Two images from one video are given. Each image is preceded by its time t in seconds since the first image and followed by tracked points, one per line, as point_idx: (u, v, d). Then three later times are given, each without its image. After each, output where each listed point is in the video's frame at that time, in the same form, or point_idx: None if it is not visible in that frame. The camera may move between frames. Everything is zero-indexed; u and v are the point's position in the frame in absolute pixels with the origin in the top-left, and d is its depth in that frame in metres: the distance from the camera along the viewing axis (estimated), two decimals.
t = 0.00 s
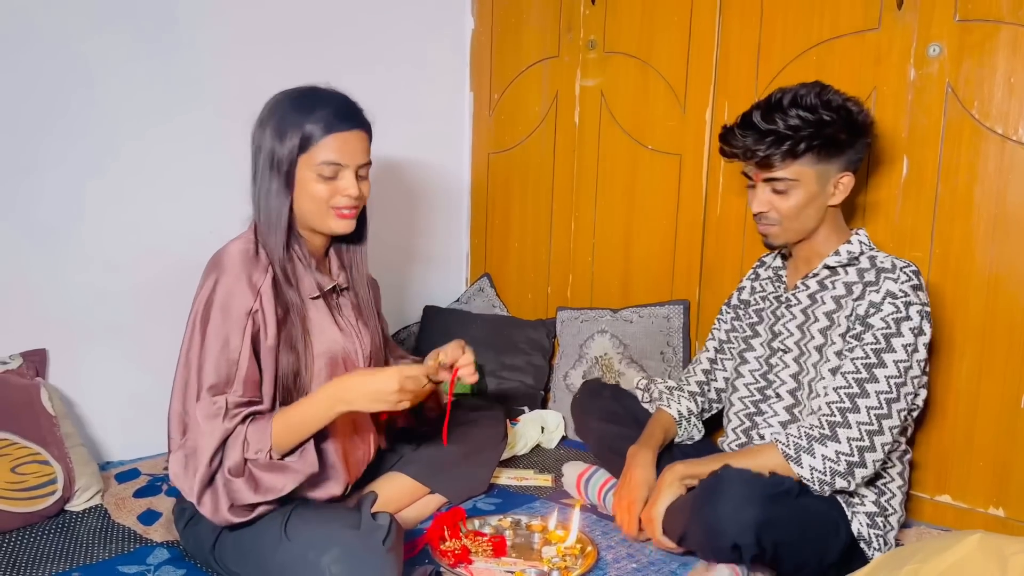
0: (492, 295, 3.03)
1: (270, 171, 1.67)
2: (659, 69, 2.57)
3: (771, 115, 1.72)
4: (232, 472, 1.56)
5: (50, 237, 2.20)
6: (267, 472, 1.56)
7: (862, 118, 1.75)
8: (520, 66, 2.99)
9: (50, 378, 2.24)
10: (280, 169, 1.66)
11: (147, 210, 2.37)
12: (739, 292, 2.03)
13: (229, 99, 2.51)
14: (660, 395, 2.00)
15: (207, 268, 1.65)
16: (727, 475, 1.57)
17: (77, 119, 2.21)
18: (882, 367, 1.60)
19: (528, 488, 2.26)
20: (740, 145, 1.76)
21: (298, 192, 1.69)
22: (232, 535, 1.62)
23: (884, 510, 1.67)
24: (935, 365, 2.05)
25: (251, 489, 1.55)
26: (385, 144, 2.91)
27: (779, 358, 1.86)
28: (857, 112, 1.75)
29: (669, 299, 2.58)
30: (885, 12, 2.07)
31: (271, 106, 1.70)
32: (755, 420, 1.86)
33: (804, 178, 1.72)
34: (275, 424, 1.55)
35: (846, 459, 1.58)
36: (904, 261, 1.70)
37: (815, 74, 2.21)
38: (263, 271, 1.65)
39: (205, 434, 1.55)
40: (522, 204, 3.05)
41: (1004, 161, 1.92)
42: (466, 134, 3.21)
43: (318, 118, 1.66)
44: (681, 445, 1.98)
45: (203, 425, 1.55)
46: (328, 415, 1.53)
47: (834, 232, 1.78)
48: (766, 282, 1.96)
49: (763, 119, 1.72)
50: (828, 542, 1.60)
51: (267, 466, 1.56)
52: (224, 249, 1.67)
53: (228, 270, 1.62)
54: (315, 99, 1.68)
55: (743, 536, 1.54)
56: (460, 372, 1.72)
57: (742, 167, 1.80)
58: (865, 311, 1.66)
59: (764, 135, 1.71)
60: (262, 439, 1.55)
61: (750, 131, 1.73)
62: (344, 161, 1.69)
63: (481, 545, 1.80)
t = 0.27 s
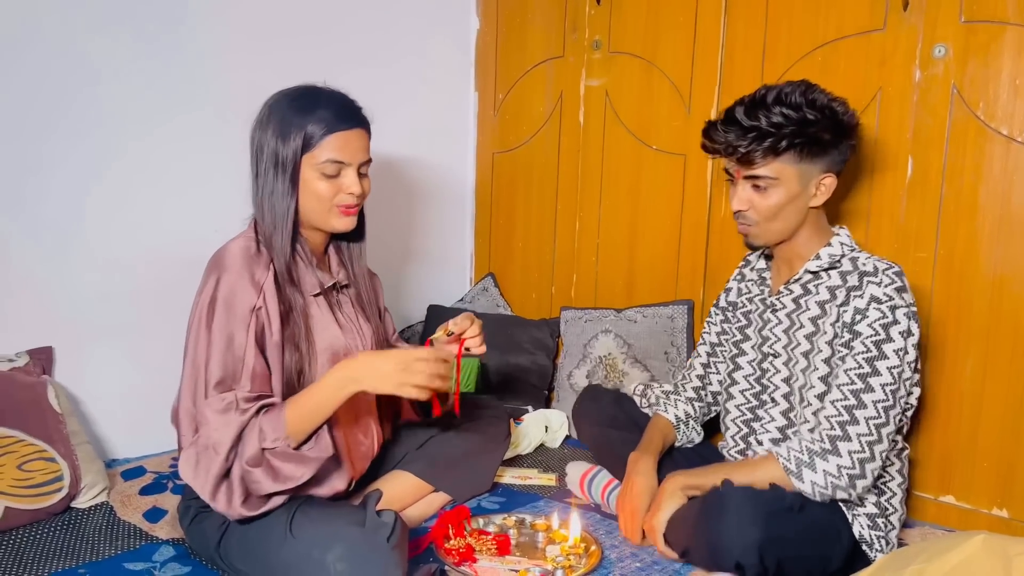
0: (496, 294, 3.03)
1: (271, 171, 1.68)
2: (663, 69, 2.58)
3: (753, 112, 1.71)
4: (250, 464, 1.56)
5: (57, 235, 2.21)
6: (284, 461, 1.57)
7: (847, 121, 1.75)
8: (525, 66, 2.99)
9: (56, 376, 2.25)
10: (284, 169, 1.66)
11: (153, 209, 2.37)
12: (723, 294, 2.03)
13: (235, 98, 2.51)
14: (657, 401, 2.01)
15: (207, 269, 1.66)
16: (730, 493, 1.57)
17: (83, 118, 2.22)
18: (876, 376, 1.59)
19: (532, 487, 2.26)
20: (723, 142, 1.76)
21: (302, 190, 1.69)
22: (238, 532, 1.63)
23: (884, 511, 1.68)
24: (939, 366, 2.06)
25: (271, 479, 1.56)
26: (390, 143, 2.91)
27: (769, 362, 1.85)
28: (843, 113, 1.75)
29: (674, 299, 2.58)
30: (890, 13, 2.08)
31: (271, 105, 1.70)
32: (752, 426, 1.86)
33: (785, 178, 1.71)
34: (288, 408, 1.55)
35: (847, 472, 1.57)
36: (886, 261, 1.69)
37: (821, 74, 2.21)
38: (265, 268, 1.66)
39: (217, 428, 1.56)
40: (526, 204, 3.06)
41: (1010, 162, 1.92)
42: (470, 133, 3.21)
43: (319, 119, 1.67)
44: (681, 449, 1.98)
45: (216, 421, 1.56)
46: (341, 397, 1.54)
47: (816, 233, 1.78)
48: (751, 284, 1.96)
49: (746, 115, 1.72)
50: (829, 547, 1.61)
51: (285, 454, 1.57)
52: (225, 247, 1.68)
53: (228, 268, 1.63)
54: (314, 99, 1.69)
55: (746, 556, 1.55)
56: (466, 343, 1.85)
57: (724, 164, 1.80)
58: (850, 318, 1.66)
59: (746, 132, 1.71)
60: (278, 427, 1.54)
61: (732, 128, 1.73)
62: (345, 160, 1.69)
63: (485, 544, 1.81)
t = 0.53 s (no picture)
0: (499, 293, 3.03)
1: (266, 168, 1.68)
2: (667, 66, 2.57)
3: (726, 107, 1.71)
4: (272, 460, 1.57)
5: (60, 232, 2.21)
6: (306, 454, 1.58)
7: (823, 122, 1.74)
8: (529, 64, 2.99)
9: (59, 373, 2.25)
10: (281, 166, 1.66)
11: (156, 206, 2.37)
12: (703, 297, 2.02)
13: (239, 95, 2.51)
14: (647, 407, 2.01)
15: (205, 270, 1.65)
16: (727, 519, 1.54)
17: (87, 115, 2.22)
18: (863, 388, 1.56)
19: (534, 486, 2.26)
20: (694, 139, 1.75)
21: (298, 187, 1.69)
22: (238, 531, 1.62)
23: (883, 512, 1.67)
24: (944, 366, 2.05)
25: (296, 472, 1.57)
26: (392, 142, 2.91)
27: (752, 369, 1.82)
28: (817, 113, 1.74)
29: (677, 298, 2.57)
30: (896, 12, 2.07)
31: (266, 103, 1.70)
32: (743, 433, 1.85)
33: (756, 177, 1.70)
34: (304, 402, 1.55)
35: (845, 488, 1.57)
36: (861, 264, 1.65)
37: (826, 73, 2.21)
38: (264, 265, 1.66)
39: (230, 425, 1.55)
40: (528, 203, 3.05)
41: (1016, 162, 1.91)
42: (474, 131, 3.21)
43: (314, 115, 1.66)
44: (677, 450, 1.98)
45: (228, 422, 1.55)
46: (356, 383, 1.57)
47: (789, 235, 1.76)
48: (726, 288, 1.95)
49: (718, 111, 1.71)
50: (830, 560, 1.60)
51: (306, 448, 1.57)
52: (223, 245, 1.67)
53: (227, 268, 1.63)
54: (308, 96, 1.69)
55: None
56: (465, 334, 1.82)
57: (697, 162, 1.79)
58: (829, 329, 1.61)
59: (718, 128, 1.70)
60: (297, 420, 1.55)
61: (704, 124, 1.72)
62: (342, 155, 1.69)
63: (488, 542, 1.81)
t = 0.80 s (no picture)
0: (502, 287, 3.01)
1: (268, 157, 1.65)
2: (672, 58, 2.55)
3: (733, 96, 1.69)
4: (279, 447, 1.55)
5: (61, 223, 2.19)
6: (312, 440, 1.55)
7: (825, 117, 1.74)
8: (532, 56, 2.97)
9: (59, 364, 2.23)
10: (284, 156, 1.64)
11: (157, 197, 2.36)
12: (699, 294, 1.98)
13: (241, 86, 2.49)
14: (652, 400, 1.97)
15: (203, 262, 1.64)
16: (730, 517, 1.53)
17: (87, 104, 2.20)
18: (866, 387, 1.54)
19: (537, 480, 2.24)
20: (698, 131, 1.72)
21: (301, 176, 1.67)
22: (238, 524, 1.61)
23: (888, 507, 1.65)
24: (950, 360, 2.03)
25: (304, 458, 1.56)
26: (395, 134, 2.89)
27: (752, 367, 1.82)
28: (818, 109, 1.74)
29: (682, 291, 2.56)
30: (904, 2, 2.05)
31: (268, 91, 1.67)
32: (746, 432, 1.83)
33: (763, 167, 1.68)
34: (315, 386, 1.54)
35: (852, 490, 1.54)
36: (859, 259, 1.64)
37: (833, 64, 2.19)
38: (264, 253, 1.64)
39: (235, 413, 1.54)
40: (531, 196, 3.03)
41: None
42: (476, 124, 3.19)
43: (319, 106, 1.64)
44: (682, 446, 1.95)
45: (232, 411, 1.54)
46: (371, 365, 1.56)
47: (787, 232, 1.73)
48: (725, 287, 1.91)
49: (726, 100, 1.70)
50: (837, 557, 1.58)
51: (315, 434, 1.55)
52: (222, 234, 1.66)
53: (224, 258, 1.61)
54: (312, 87, 1.66)
55: None
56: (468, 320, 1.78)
57: (699, 156, 1.75)
58: (827, 328, 1.62)
59: (726, 116, 1.67)
60: (307, 405, 1.53)
61: (711, 113, 1.70)
62: (346, 146, 1.68)
63: (490, 536, 1.79)
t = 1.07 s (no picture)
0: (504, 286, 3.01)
1: (290, 155, 1.65)
2: (677, 56, 2.54)
3: (746, 98, 1.68)
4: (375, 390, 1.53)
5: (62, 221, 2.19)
6: (414, 376, 1.54)
7: (835, 116, 1.74)
8: (536, 55, 2.96)
9: (60, 363, 2.23)
10: (307, 155, 1.64)
11: (159, 195, 2.35)
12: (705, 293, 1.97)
13: (243, 85, 2.49)
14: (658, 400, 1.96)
15: (218, 260, 1.63)
16: (735, 517, 1.52)
17: (89, 102, 2.20)
18: (874, 387, 1.54)
19: (539, 480, 2.24)
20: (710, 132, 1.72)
21: (321, 175, 1.68)
22: (240, 523, 1.60)
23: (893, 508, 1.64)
24: (955, 360, 2.02)
25: (402, 395, 1.54)
26: (397, 133, 2.88)
27: (758, 367, 1.81)
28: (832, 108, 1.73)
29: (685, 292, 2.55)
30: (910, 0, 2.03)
31: (286, 89, 1.66)
32: (751, 432, 1.82)
33: (776, 167, 1.67)
34: (410, 333, 1.54)
35: (858, 491, 1.54)
36: (868, 259, 1.64)
37: (838, 62, 2.17)
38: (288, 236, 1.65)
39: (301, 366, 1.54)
40: (534, 195, 3.03)
41: None
42: (479, 123, 3.18)
43: (341, 107, 1.66)
44: (686, 446, 1.94)
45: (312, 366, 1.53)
46: (460, 329, 1.54)
47: (798, 230, 1.73)
48: (731, 285, 1.89)
49: (739, 101, 1.68)
50: (843, 558, 1.57)
51: (402, 382, 1.54)
52: (238, 224, 1.65)
53: (244, 252, 1.61)
54: (330, 90, 1.67)
55: None
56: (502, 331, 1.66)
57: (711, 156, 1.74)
58: (837, 327, 1.62)
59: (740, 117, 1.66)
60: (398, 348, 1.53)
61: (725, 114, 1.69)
62: (364, 146, 1.71)
63: (492, 536, 1.79)
